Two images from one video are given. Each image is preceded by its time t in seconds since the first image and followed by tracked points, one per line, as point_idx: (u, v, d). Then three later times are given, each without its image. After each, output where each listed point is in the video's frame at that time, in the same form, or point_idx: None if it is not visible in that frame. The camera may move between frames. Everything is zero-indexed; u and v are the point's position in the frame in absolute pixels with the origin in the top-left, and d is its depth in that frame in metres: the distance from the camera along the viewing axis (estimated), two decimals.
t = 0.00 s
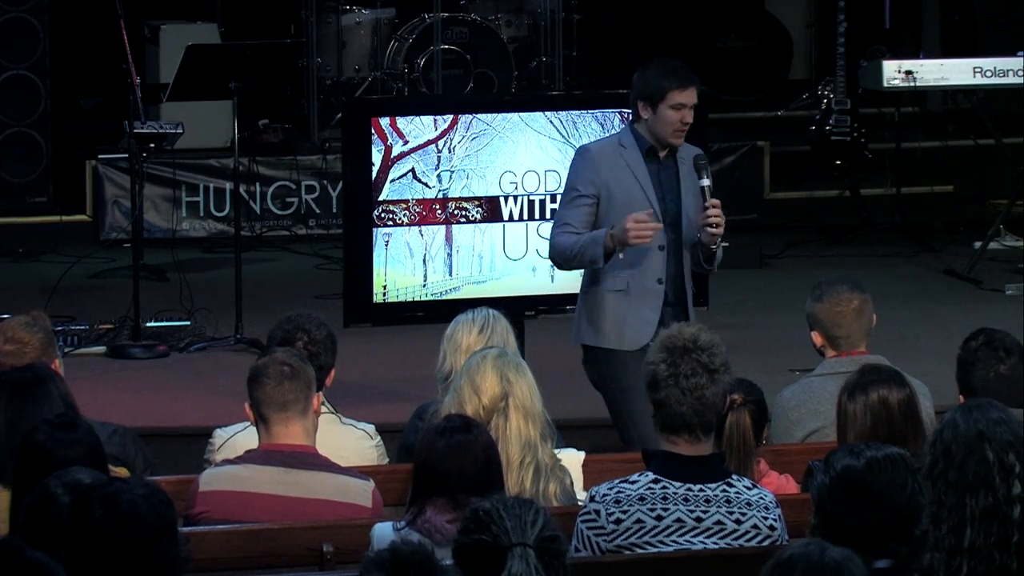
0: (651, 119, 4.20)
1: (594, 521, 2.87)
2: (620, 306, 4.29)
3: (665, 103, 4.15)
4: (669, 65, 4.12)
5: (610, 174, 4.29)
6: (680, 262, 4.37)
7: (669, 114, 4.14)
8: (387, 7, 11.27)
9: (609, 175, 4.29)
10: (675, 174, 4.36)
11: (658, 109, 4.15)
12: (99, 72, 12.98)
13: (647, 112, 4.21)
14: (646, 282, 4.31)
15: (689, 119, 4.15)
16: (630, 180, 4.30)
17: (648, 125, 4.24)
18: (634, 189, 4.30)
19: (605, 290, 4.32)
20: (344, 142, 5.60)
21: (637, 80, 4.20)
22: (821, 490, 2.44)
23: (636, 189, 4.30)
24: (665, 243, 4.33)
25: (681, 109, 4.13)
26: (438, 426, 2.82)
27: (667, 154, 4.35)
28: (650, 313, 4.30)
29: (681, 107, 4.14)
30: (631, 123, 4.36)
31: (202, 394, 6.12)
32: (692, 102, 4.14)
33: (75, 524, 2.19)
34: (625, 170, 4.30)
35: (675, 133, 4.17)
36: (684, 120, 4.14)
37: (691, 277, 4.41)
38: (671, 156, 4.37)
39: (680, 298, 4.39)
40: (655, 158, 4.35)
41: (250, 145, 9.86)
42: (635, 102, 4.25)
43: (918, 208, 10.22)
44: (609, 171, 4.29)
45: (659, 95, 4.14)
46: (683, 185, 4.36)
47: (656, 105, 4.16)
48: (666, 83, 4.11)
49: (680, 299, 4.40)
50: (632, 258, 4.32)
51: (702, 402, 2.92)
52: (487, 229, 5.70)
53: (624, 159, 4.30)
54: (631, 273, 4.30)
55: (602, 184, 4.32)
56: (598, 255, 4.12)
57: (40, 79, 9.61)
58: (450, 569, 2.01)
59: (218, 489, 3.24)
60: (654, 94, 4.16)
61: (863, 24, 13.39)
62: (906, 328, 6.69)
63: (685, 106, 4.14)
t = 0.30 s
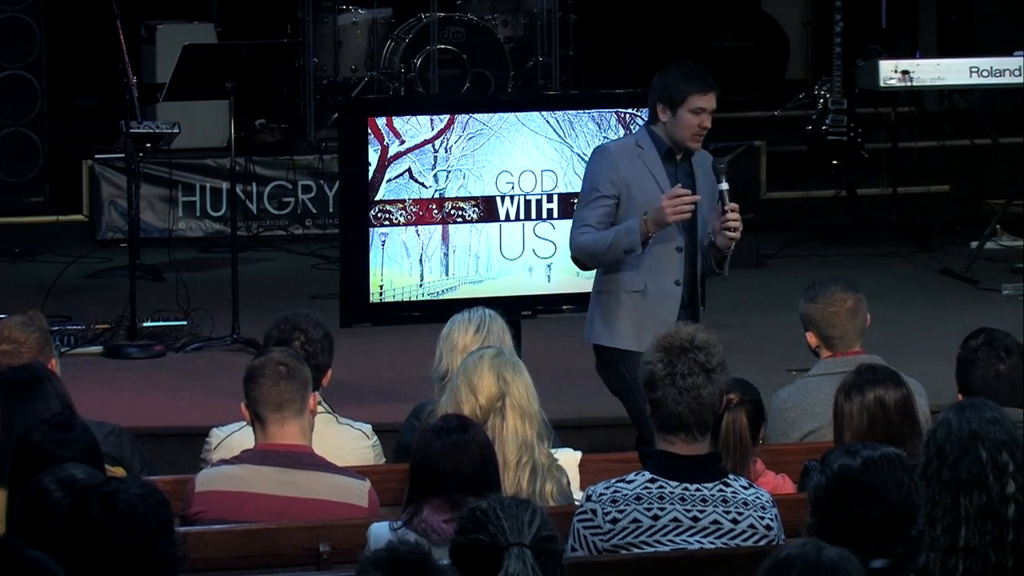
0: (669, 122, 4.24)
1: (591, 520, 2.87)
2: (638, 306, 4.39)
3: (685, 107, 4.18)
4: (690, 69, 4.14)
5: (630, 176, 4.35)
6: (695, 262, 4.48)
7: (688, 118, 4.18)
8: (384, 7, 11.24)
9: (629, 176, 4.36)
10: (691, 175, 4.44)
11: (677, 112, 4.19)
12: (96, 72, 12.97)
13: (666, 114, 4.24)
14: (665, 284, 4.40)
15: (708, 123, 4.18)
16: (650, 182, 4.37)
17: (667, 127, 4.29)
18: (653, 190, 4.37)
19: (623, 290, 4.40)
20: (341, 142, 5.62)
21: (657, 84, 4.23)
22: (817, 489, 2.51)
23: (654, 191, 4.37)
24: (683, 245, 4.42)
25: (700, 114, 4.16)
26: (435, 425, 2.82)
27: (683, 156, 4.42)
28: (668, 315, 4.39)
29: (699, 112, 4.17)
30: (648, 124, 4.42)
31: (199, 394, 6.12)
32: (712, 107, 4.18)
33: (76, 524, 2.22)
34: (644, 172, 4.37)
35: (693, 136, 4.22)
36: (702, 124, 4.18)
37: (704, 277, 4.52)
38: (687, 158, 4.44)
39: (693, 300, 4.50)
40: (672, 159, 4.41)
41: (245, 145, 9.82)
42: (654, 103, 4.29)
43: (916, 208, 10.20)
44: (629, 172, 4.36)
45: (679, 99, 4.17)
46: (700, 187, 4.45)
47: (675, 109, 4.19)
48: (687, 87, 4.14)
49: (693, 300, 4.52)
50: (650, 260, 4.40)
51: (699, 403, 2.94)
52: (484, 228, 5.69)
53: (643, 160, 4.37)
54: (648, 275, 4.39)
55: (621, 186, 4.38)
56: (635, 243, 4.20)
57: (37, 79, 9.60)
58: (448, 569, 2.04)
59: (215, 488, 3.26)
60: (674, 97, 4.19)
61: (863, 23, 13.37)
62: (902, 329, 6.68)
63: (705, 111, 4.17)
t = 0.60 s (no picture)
0: (691, 129, 4.26)
1: (580, 520, 2.93)
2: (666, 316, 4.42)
3: (707, 115, 4.20)
4: (714, 78, 4.15)
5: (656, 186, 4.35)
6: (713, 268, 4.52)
7: (711, 127, 4.20)
8: (373, 7, 11.22)
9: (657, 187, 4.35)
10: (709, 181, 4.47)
11: (700, 121, 4.20)
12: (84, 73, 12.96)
13: (688, 122, 4.26)
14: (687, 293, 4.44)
15: (729, 132, 4.21)
16: (674, 191, 4.37)
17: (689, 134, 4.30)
18: (676, 199, 4.38)
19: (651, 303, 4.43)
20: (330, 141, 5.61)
21: (678, 89, 4.23)
22: (808, 489, 2.50)
23: (677, 200, 4.38)
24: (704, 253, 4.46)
25: (723, 123, 4.18)
26: (425, 425, 2.87)
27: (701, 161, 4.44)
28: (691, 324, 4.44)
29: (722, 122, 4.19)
30: (666, 131, 4.42)
31: (189, 394, 6.13)
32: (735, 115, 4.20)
33: (61, 526, 2.24)
34: (669, 181, 4.37)
35: (715, 146, 4.24)
36: (724, 133, 4.20)
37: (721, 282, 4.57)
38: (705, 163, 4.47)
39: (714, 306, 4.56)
40: (692, 166, 4.43)
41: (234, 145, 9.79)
42: (675, 110, 4.29)
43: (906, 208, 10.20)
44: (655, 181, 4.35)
45: (702, 107, 4.18)
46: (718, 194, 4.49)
47: (698, 117, 4.21)
48: (710, 96, 4.15)
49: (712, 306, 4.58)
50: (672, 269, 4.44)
51: (688, 402, 2.98)
52: (473, 228, 5.69)
53: (665, 168, 4.37)
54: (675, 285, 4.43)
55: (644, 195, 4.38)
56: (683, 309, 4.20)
57: (26, 79, 9.59)
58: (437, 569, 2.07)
59: (205, 489, 3.29)
60: (697, 105, 4.21)
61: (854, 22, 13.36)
62: (890, 328, 6.69)
63: (727, 120, 4.19)
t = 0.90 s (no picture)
0: (700, 127, 4.37)
1: (559, 520, 2.96)
2: (676, 316, 4.53)
3: (715, 113, 4.32)
4: (723, 77, 4.26)
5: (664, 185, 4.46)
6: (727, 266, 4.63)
7: (720, 124, 4.32)
8: (351, 7, 11.13)
9: (664, 186, 4.47)
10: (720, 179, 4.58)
11: (708, 119, 4.32)
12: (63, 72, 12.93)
13: (696, 120, 4.38)
14: (700, 293, 4.54)
15: (737, 129, 4.33)
16: (683, 190, 4.48)
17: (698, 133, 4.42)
18: (687, 199, 4.49)
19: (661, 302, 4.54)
20: (308, 141, 5.52)
21: (687, 88, 4.36)
22: (788, 488, 2.59)
23: (687, 199, 4.49)
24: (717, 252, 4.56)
25: (730, 119, 4.29)
26: (404, 425, 2.89)
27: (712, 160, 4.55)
28: (705, 323, 4.55)
29: (730, 119, 4.31)
30: (678, 131, 4.53)
31: (169, 394, 6.14)
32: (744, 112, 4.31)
33: (42, 524, 2.30)
34: (677, 179, 4.48)
35: (725, 144, 4.36)
36: (732, 130, 4.32)
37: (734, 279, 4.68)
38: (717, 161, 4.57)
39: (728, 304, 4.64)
40: (704, 165, 4.54)
41: (212, 146, 9.72)
42: (684, 110, 4.41)
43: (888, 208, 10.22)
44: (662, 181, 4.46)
45: (710, 105, 4.30)
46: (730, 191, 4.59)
47: (706, 115, 4.33)
48: (719, 94, 4.28)
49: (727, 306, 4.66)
50: (685, 269, 4.54)
51: (667, 401, 2.99)
52: (451, 228, 5.61)
53: (675, 167, 4.48)
54: (685, 285, 4.53)
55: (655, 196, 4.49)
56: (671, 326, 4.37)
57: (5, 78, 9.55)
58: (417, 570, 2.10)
59: (184, 489, 3.32)
60: (704, 103, 4.33)
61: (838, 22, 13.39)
62: (867, 328, 6.69)
63: (735, 117, 4.30)
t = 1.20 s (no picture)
0: (674, 121, 4.41)
1: (522, 520, 2.96)
2: (652, 312, 4.52)
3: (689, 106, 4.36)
4: (696, 69, 4.31)
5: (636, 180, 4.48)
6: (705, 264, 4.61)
7: (693, 117, 4.35)
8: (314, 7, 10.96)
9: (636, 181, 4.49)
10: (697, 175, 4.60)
11: (681, 111, 4.36)
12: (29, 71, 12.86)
13: (670, 114, 4.41)
14: (676, 290, 4.52)
15: (711, 122, 4.36)
16: (656, 185, 4.51)
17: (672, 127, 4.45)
18: (660, 194, 4.51)
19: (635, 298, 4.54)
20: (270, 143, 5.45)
21: (661, 82, 4.40)
22: (751, 488, 2.60)
23: (660, 194, 4.51)
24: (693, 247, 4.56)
25: (704, 111, 4.33)
26: (366, 425, 2.91)
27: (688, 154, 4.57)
28: (682, 320, 4.53)
29: (703, 111, 4.34)
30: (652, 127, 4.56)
31: (132, 394, 6.14)
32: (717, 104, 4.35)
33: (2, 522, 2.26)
34: (650, 174, 4.50)
35: (698, 136, 4.39)
36: (706, 122, 4.35)
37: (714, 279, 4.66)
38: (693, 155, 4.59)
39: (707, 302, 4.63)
40: (677, 160, 4.57)
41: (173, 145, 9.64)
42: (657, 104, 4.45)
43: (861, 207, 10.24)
44: (634, 175, 4.49)
45: (683, 98, 4.34)
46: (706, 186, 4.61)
47: (680, 108, 4.36)
48: (691, 86, 4.32)
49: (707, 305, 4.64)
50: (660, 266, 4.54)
51: (629, 401, 3.00)
52: (414, 227, 5.56)
53: (648, 162, 4.51)
54: (660, 282, 4.52)
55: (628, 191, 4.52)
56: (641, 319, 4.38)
57: None
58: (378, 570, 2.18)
59: (147, 489, 3.35)
60: (678, 97, 4.37)
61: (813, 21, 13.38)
62: (829, 328, 6.68)
63: (709, 109, 4.34)
